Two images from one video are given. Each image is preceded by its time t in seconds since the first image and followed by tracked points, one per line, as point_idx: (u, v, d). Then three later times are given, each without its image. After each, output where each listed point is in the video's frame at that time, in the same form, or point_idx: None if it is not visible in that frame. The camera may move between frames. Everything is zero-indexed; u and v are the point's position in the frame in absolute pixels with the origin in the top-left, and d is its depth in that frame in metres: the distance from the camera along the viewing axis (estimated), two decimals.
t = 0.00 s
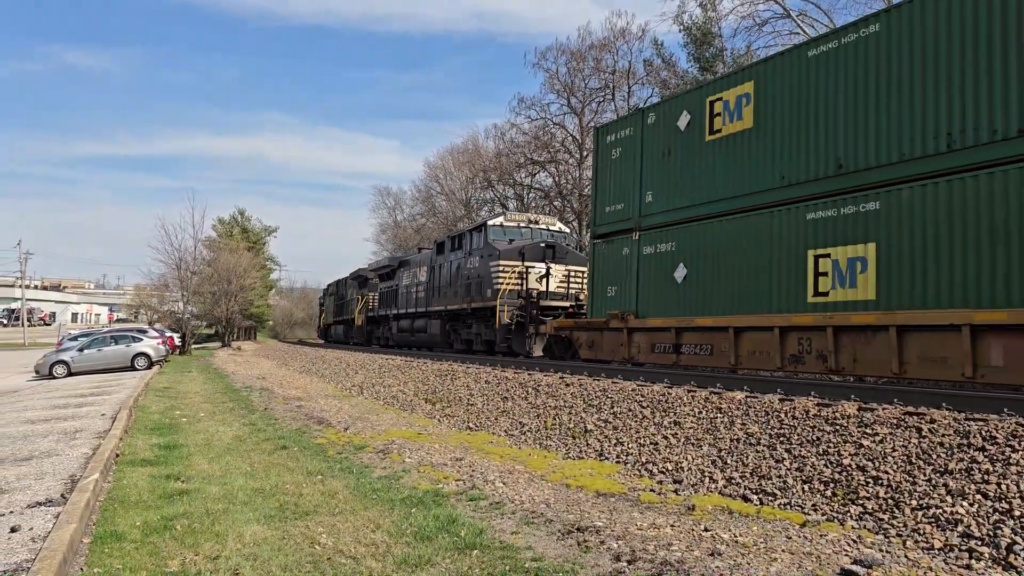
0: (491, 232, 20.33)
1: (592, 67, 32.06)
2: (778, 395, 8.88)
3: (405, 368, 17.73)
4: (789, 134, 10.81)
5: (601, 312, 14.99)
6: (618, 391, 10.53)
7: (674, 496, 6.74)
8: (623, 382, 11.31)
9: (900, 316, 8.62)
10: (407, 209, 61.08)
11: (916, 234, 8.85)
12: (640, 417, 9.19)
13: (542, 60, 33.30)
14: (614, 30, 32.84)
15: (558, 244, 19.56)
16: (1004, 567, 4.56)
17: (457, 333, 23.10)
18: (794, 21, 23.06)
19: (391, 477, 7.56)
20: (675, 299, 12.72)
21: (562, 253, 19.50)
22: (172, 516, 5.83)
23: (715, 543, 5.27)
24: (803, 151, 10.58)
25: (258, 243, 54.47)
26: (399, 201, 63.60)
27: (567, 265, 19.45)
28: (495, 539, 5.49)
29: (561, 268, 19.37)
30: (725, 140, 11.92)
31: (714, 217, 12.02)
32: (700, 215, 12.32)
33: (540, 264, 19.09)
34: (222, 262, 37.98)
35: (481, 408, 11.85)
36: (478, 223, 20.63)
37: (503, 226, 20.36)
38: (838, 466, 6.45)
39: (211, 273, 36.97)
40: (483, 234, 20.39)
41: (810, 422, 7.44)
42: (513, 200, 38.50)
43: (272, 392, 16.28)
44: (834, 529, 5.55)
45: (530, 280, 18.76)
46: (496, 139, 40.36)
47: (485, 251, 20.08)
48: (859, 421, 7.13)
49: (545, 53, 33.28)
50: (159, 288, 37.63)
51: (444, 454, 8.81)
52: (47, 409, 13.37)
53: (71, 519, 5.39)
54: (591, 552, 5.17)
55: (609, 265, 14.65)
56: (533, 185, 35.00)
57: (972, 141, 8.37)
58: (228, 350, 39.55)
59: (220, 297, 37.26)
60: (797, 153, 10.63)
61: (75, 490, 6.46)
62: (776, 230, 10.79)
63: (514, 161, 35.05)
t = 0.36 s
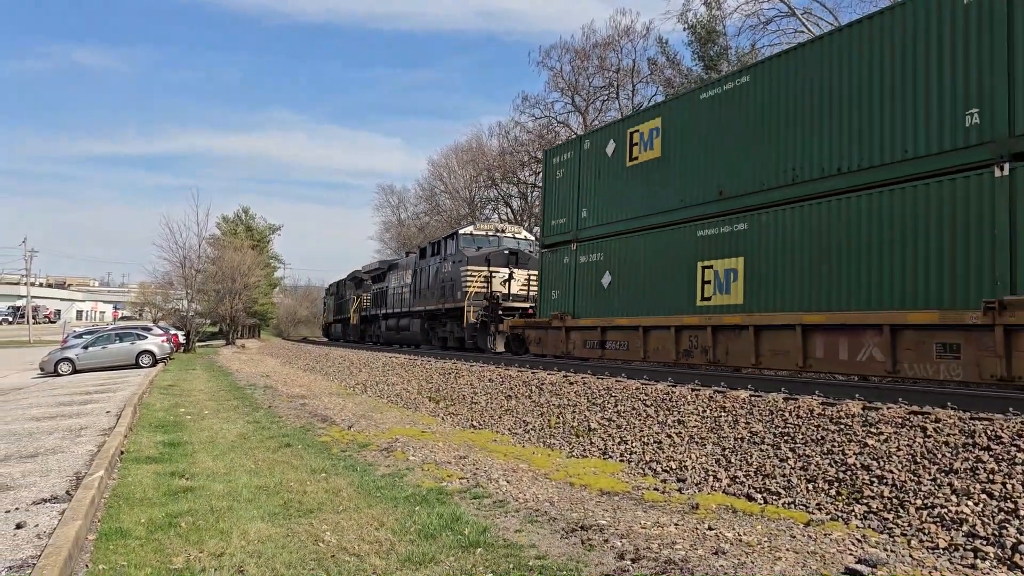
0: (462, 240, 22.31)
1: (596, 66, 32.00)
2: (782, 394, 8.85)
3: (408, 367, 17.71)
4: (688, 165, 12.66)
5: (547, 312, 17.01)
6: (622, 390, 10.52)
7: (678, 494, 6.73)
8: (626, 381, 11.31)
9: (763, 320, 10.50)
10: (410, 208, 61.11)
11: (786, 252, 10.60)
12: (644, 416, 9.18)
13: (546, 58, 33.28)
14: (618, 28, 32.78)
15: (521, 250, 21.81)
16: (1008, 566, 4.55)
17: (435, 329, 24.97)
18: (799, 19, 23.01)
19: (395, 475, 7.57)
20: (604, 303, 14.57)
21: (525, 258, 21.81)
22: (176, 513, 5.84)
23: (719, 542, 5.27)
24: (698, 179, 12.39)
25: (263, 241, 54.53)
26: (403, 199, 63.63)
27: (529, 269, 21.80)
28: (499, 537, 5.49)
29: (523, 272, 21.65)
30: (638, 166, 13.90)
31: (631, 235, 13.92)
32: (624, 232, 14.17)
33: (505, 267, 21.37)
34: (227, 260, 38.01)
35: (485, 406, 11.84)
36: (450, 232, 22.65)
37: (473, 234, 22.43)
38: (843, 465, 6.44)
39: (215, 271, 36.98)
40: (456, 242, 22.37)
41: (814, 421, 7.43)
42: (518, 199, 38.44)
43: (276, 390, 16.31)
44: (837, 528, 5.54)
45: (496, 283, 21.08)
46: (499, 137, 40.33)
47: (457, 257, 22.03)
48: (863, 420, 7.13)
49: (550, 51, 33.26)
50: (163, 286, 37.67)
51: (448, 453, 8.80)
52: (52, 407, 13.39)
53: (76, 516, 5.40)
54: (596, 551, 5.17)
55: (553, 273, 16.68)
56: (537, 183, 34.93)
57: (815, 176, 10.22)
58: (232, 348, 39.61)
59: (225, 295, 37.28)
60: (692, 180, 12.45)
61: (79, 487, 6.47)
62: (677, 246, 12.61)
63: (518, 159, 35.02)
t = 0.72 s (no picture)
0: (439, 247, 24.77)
1: (600, 64, 31.95)
2: (785, 394, 8.85)
3: (412, 365, 17.71)
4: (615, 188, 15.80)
5: (508, 311, 20.25)
6: (625, 389, 10.53)
7: (681, 494, 6.73)
8: (629, 380, 11.32)
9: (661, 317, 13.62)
10: (414, 206, 61.16)
11: (691, 266, 13.29)
12: (647, 415, 9.18)
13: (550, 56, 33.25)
14: (622, 27, 32.73)
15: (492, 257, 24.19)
16: (1011, 567, 4.54)
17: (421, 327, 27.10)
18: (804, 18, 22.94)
19: (397, 473, 7.58)
20: (552, 303, 17.57)
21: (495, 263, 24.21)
22: (179, 511, 5.86)
23: (721, 542, 5.26)
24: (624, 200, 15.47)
25: (266, 239, 54.61)
26: (407, 197, 63.69)
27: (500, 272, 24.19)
28: (502, 536, 5.48)
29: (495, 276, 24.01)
30: (578, 186, 17.15)
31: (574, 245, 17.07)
32: (570, 243, 17.25)
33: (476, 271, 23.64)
34: (230, 258, 38.04)
35: (489, 405, 11.84)
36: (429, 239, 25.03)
37: (449, 240, 24.83)
38: (846, 465, 6.43)
39: (219, 269, 37.03)
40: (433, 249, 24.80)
41: (818, 421, 7.43)
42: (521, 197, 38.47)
43: (279, 388, 16.32)
44: (840, 528, 5.54)
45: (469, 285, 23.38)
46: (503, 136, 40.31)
47: (434, 263, 24.50)
48: (866, 420, 7.12)
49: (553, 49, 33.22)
50: (167, 284, 37.73)
51: (450, 452, 8.80)
52: (56, 404, 13.42)
53: (79, 512, 5.41)
54: (597, 550, 5.17)
55: (514, 277, 20.04)
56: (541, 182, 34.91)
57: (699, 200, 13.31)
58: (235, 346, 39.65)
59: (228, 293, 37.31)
60: (619, 200, 15.53)
61: (83, 484, 6.49)
62: (604, 255, 15.79)
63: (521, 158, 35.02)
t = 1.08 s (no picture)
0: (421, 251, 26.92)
1: (601, 63, 31.92)
2: (786, 393, 8.84)
3: (413, 364, 17.69)
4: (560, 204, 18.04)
5: (476, 310, 22.55)
6: (626, 388, 10.55)
7: (681, 493, 6.74)
8: (631, 379, 11.32)
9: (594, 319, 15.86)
10: (415, 204, 61.17)
11: (616, 273, 15.54)
12: (648, 414, 9.19)
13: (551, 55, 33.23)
14: (623, 25, 32.70)
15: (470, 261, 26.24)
16: (1013, 566, 4.54)
17: (404, 326, 28.95)
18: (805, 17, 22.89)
19: (399, 472, 7.58)
20: (512, 305, 19.79)
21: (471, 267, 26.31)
22: (181, 510, 5.86)
23: (723, 541, 5.26)
24: (570, 214, 17.58)
25: (267, 238, 54.62)
26: (409, 196, 63.69)
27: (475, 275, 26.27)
28: (503, 535, 5.49)
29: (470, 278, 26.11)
30: (531, 199, 19.38)
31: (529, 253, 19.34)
32: (526, 251, 19.48)
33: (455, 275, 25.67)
34: (231, 257, 38.04)
35: (490, 404, 11.83)
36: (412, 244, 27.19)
37: (430, 245, 26.97)
38: (847, 464, 6.43)
39: (220, 268, 37.01)
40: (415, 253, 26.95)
41: (819, 420, 7.42)
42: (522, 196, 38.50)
43: (280, 387, 16.30)
44: (841, 528, 5.54)
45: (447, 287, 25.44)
46: (504, 134, 40.25)
47: (416, 266, 26.62)
48: (868, 419, 7.12)
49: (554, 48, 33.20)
50: (169, 283, 37.73)
51: (451, 451, 8.80)
52: (57, 403, 13.41)
53: (81, 512, 5.42)
54: (599, 549, 5.17)
55: (480, 279, 22.37)
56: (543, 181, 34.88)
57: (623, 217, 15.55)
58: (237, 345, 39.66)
59: (230, 292, 37.27)
60: (564, 212, 17.70)
61: (85, 483, 6.50)
62: (553, 261, 18.03)
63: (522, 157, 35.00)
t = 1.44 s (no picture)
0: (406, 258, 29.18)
1: (601, 63, 31.90)
2: (786, 392, 8.84)
3: (413, 364, 17.69)
4: (517, 217, 20.38)
5: (450, 312, 24.86)
6: (626, 387, 10.56)
7: (681, 492, 6.75)
8: (631, 379, 11.33)
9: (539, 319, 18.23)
10: (415, 204, 61.21)
11: (558, 279, 17.88)
12: (648, 413, 9.19)
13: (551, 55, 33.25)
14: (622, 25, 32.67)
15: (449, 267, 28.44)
16: (1012, 564, 4.55)
17: (387, 327, 31.06)
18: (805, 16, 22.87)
19: (399, 472, 7.60)
20: (479, 307, 22.15)
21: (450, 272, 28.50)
22: (182, 511, 5.88)
23: (722, 540, 5.26)
24: (525, 226, 19.93)
25: (268, 238, 54.66)
26: (409, 196, 63.71)
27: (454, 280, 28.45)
28: (503, 535, 5.50)
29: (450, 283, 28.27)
30: (496, 212, 21.73)
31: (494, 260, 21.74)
32: (490, 259, 21.85)
33: (435, 280, 28.19)
34: (231, 257, 38.08)
35: (490, 404, 11.83)
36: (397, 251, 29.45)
37: (413, 252, 29.21)
38: (847, 463, 6.43)
39: (220, 269, 37.02)
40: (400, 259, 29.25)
41: (818, 419, 7.43)
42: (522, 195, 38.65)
43: (280, 387, 16.31)
44: (841, 526, 5.55)
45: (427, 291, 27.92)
46: (504, 134, 40.23)
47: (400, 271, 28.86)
48: (867, 418, 7.12)
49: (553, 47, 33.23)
50: (169, 284, 37.75)
51: (451, 450, 8.81)
52: (58, 404, 13.42)
53: (82, 513, 5.43)
54: (598, 549, 5.17)
55: (454, 284, 24.69)
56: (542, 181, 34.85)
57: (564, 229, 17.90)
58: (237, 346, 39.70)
59: (230, 292, 37.27)
60: (520, 225, 20.06)
61: (85, 484, 6.51)
62: (511, 268, 20.38)
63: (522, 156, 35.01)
